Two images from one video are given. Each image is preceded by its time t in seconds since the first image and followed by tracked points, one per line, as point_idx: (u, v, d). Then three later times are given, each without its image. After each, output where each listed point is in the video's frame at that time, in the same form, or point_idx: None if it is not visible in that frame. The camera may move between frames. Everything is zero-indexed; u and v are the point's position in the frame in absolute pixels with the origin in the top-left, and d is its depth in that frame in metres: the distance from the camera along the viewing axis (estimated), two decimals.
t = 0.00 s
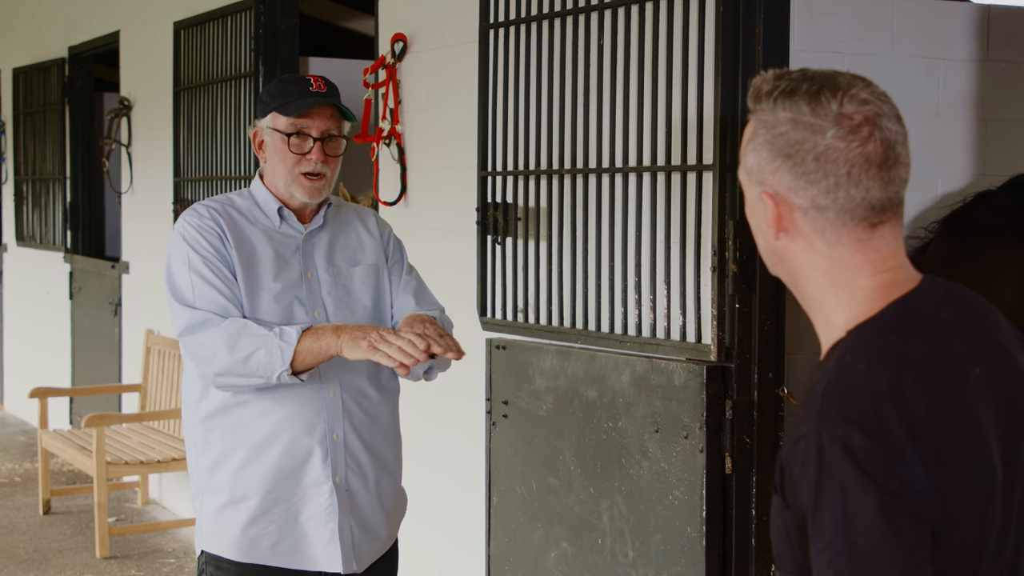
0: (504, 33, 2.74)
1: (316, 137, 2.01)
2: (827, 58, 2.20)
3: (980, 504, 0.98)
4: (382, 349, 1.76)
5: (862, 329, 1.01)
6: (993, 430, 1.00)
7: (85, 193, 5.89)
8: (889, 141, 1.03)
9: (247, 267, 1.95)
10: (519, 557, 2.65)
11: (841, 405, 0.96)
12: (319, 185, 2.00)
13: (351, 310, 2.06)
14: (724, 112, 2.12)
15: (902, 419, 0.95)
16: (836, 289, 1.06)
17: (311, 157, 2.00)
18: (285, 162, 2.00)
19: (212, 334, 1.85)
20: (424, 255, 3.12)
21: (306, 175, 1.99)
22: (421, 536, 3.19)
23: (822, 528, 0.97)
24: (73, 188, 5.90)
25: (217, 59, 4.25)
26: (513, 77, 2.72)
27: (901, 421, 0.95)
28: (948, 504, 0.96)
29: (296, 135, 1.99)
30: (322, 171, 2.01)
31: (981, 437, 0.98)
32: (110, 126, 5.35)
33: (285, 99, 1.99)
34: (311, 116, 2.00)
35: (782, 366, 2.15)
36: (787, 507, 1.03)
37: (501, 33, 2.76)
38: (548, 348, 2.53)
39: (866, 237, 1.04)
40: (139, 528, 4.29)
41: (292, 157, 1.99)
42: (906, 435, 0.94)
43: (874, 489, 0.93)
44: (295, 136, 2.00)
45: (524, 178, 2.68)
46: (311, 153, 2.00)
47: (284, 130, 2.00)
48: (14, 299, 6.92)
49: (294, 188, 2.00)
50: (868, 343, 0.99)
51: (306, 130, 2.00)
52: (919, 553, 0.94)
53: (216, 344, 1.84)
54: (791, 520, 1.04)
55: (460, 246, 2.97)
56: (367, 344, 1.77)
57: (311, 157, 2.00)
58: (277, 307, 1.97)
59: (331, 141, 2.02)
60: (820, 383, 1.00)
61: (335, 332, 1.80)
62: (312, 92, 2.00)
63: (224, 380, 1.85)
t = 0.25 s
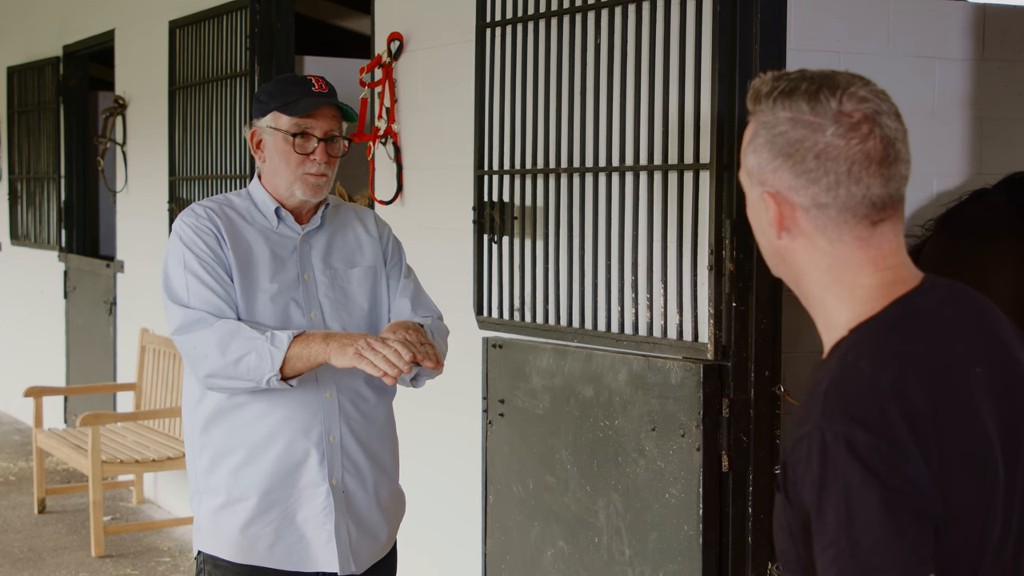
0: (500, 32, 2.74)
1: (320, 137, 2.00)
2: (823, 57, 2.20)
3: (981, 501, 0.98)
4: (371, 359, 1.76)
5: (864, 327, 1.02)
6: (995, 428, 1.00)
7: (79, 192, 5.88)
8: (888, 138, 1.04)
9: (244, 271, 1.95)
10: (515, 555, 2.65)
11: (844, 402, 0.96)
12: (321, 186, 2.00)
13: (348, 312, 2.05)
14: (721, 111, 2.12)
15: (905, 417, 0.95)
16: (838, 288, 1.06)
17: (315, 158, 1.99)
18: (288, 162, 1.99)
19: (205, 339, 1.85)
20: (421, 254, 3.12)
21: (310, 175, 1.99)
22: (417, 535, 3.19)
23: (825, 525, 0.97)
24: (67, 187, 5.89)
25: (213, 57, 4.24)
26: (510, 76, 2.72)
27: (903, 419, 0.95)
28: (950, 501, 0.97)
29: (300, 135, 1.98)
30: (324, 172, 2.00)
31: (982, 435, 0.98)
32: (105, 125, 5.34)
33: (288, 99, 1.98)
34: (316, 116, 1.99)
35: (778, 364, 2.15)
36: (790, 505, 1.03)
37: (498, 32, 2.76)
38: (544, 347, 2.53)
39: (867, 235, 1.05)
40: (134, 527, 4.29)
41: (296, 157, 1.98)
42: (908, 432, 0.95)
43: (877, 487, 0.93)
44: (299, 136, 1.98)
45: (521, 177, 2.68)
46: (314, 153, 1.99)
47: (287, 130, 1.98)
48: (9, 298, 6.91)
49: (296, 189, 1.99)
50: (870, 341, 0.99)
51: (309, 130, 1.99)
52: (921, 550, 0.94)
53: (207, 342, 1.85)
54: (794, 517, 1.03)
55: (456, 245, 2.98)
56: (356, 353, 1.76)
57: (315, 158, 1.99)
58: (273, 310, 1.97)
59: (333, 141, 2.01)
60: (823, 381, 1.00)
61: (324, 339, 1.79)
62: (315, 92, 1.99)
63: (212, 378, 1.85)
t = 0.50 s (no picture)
0: (498, 31, 2.74)
1: (308, 134, 2.00)
2: (820, 57, 2.20)
3: (986, 498, 0.99)
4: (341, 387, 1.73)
5: (869, 325, 1.01)
6: (998, 425, 1.01)
7: (75, 191, 5.87)
8: (892, 135, 1.04)
9: (235, 278, 1.93)
10: (513, 553, 2.65)
11: (849, 398, 0.96)
12: (307, 184, 1.99)
13: (344, 312, 2.02)
14: (719, 111, 2.12)
15: (910, 414, 0.95)
16: (842, 285, 1.06)
17: (302, 155, 1.99)
18: (276, 158, 2.00)
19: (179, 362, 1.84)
20: (418, 253, 3.12)
21: (296, 173, 1.99)
22: (414, 533, 3.19)
23: (830, 522, 0.97)
24: (62, 187, 5.89)
25: (209, 56, 4.24)
26: (508, 75, 2.72)
27: (908, 416, 0.95)
28: (955, 498, 0.97)
29: (288, 132, 1.99)
30: (312, 170, 2.00)
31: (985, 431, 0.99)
32: (101, 124, 5.33)
33: (279, 95, 1.99)
34: (305, 114, 1.99)
35: (776, 363, 2.15)
36: (794, 503, 1.03)
37: (495, 32, 2.76)
38: (542, 346, 2.53)
39: (871, 232, 1.05)
40: (131, 526, 4.29)
41: (283, 154, 1.99)
42: (912, 429, 0.95)
43: (883, 483, 0.93)
44: (287, 133, 1.99)
45: (518, 176, 2.68)
46: (302, 151, 1.99)
47: (276, 126, 1.99)
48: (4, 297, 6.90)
49: (283, 186, 1.99)
50: (874, 338, 0.99)
51: (299, 127, 1.99)
52: (927, 546, 0.94)
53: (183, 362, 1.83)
54: (798, 514, 1.03)
55: (453, 244, 2.98)
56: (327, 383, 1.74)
57: (303, 155, 1.99)
58: (264, 315, 1.94)
59: (323, 140, 2.01)
60: (828, 377, 1.00)
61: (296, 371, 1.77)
62: (306, 89, 1.99)
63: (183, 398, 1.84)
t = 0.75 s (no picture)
0: (496, 31, 2.74)
1: (311, 136, 1.99)
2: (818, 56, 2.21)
3: (990, 496, 0.99)
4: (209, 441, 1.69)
5: (872, 323, 1.02)
6: (1001, 423, 1.01)
7: (72, 190, 5.87)
8: (899, 136, 1.04)
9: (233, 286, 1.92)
10: (512, 552, 2.66)
11: (853, 396, 0.96)
12: (309, 185, 1.98)
13: (342, 312, 1.99)
14: (718, 110, 2.12)
15: (914, 412, 0.95)
16: (846, 285, 1.06)
17: (305, 156, 1.98)
18: (278, 159, 1.98)
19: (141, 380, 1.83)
20: (417, 252, 3.12)
21: (298, 174, 1.98)
22: (413, 532, 3.19)
23: (834, 520, 0.97)
24: (60, 185, 5.88)
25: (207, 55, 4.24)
26: (507, 74, 2.72)
27: (912, 414, 0.95)
28: (959, 496, 0.97)
29: (292, 133, 1.98)
30: (314, 171, 1.99)
31: (989, 429, 0.99)
32: (98, 123, 5.33)
33: (281, 95, 1.98)
34: (308, 115, 1.99)
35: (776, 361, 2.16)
36: (798, 501, 1.03)
37: (493, 30, 2.76)
38: (540, 345, 2.53)
39: (876, 232, 1.05)
40: (128, 525, 4.28)
41: (286, 154, 1.98)
42: (917, 427, 0.95)
43: (887, 481, 0.94)
44: (291, 133, 1.98)
45: (517, 175, 2.68)
46: (305, 152, 1.98)
47: (279, 127, 1.98)
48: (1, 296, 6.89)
49: (285, 187, 1.97)
50: (879, 338, 0.99)
51: (302, 128, 1.99)
52: (930, 544, 0.94)
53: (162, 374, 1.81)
54: (802, 512, 1.03)
55: (452, 243, 2.98)
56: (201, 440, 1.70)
57: (305, 156, 1.98)
58: (264, 320, 1.92)
59: (325, 141, 2.00)
60: (832, 375, 1.00)
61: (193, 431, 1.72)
62: (309, 90, 1.99)
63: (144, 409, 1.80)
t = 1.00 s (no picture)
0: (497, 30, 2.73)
1: (330, 142, 1.97)
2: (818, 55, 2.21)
3: (994, 495, 0.99)
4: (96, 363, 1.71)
5: (877, 322, 1.02)
6: (1005, 423, 1.01)
7: (71, 189, 5.87)
8: (902, 135, 1.04)
9: (228, 286, 1.92)
10: (511, 551, 2.66)
11: (857, 395, 0.97)
12: (322, 190, 1.97)
13: (341, 312, 1.99)
14: (719, 109, 2.12)
15: (918, 411, 0.95)
16: (850, 285, 1.06)
17: (323, 162, 1.97)
18: (294, 161, 1.96)
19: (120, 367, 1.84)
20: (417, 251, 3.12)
21: (313, 178, 1.96)
22: (413, 531, 3.19)
23: (838, 518, 0.97)
24: (59, 184, 5.88)
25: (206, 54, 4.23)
26: (507, 73, 2.72)
27: (917, 413, 0.95)
28: (963, 495, 0.97)
29: (312, 138, 1.96)
30: (327, 176, 1.98)
31: (993, 428, 0.99)
32: (98, 122, 5.33)
33: (303, 99, 1.95)
34: (329, 121, 1.97)
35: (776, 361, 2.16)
36: (802, 499, 1.04)
37: (494, 30, 2.76)
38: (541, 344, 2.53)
39: (880, 231, 1.05)
40: (128, 524, 4.29)
41: (304, 158, 1.96)
42: (921, 427, 0.95)
43: (891, 480, 0.94)
44: (311, 139, 1.96)
45: (517, 174, 2.68)
46: (323, 157, 1.97)
47: (298, 131, 1.95)
48: None
49: (300, 191, 1.96)
50: (883, 337, 1.00)
51: (321, 134, 1.97)
52: (935, 543, 0.95)
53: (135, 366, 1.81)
54: (806, 511, 1.04)
55: (452, 242, 2.98)
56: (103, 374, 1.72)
57: (323, 162, 1.97)
58: (261, 319, 1.92)
59: (342, 147, 1.99)
60: (837, 374, 1.00)
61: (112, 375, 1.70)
62: (329, 96, 1.97)
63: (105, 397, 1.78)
